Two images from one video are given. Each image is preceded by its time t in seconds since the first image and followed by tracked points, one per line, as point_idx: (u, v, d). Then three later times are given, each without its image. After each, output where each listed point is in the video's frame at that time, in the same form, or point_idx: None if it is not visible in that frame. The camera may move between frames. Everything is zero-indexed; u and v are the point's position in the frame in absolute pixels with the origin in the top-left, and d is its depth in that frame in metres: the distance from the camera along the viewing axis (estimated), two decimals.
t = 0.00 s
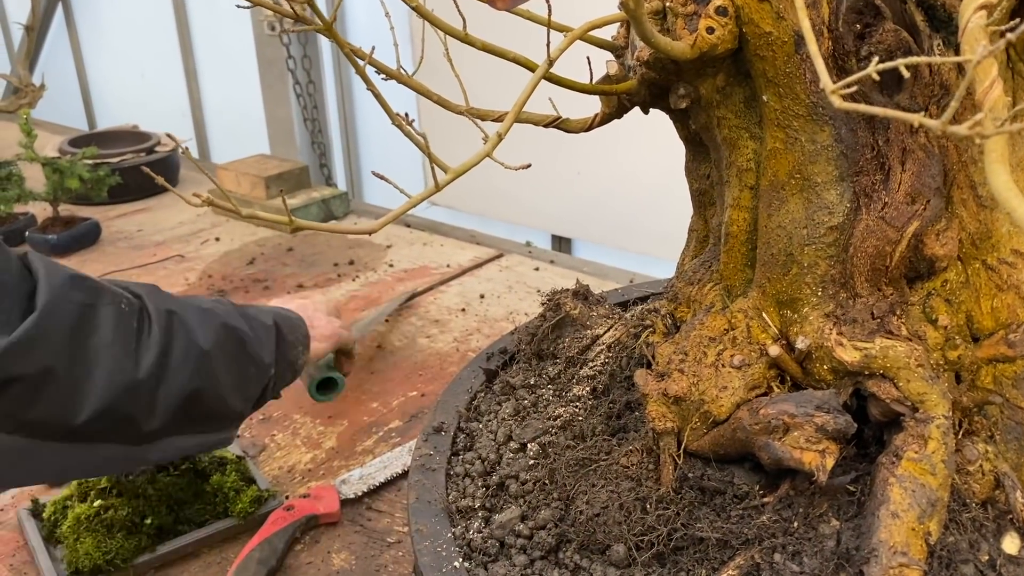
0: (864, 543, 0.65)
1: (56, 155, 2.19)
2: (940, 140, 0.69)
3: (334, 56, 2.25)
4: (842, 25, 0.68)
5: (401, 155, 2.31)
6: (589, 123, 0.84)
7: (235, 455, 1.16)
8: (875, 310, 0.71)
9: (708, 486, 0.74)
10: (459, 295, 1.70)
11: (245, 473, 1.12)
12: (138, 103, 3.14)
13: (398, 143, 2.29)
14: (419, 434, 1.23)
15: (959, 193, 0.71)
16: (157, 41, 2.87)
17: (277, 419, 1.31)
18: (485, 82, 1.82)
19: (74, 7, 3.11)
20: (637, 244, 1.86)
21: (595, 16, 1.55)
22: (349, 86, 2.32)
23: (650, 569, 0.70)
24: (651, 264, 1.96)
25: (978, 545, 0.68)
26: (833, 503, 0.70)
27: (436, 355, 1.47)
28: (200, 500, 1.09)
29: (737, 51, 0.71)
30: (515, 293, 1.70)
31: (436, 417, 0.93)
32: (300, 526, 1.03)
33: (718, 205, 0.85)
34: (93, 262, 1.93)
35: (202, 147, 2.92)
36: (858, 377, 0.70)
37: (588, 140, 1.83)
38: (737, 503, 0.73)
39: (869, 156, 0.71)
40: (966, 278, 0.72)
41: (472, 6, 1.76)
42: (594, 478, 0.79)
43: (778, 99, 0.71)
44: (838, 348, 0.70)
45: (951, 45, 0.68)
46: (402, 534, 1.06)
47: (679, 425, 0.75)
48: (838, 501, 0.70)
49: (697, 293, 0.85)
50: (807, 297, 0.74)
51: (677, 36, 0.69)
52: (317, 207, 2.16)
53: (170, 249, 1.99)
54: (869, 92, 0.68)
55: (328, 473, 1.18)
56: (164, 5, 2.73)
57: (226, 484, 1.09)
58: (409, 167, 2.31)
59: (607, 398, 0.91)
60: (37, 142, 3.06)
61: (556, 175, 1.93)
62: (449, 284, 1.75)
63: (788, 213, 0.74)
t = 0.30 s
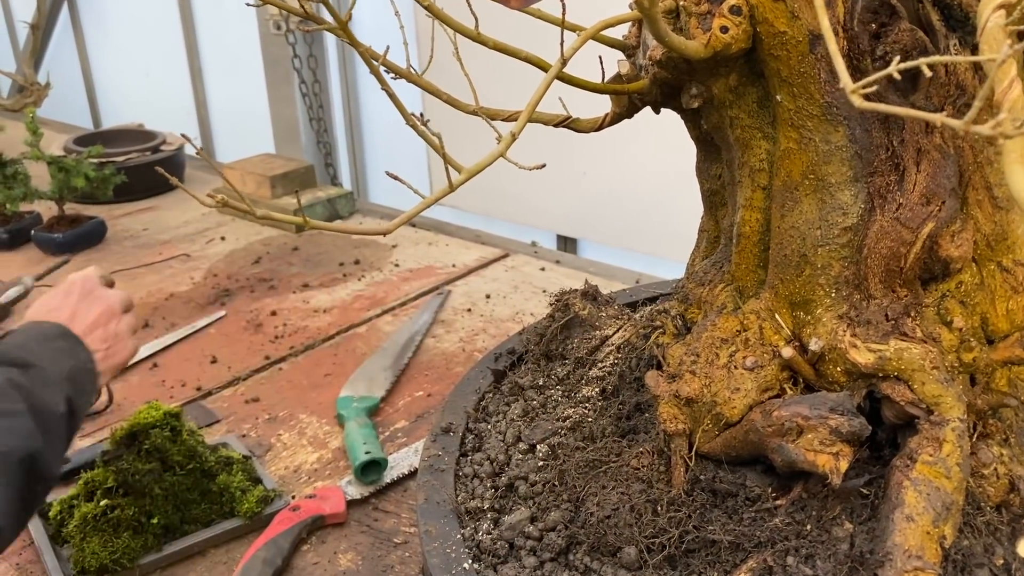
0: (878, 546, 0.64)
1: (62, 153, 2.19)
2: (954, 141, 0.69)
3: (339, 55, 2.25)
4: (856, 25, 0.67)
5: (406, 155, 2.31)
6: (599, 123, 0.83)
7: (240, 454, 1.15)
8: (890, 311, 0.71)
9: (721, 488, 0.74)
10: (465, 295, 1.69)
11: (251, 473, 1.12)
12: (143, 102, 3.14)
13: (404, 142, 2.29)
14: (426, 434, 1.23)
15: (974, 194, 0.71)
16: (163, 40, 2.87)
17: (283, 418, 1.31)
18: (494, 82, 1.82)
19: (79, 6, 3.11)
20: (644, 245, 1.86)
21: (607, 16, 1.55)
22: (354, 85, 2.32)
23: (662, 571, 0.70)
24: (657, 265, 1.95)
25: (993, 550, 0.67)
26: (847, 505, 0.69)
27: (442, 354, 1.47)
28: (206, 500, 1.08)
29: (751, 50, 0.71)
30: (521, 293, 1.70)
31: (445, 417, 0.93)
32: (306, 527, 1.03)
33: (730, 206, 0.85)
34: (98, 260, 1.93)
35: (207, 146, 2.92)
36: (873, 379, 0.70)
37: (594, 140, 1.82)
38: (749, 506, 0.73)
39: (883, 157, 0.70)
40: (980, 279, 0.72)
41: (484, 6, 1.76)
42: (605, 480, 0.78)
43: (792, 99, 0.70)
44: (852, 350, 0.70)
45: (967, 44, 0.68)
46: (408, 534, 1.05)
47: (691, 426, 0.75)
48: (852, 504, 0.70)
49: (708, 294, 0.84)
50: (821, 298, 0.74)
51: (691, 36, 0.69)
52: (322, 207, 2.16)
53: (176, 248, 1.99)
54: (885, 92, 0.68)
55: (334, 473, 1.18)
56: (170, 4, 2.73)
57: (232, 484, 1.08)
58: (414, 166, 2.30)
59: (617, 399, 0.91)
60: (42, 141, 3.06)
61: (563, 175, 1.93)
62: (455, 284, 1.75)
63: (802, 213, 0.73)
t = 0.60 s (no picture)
0: (891, 550, 0.64)
1: (69, 152, 2.20)
2: (969, 142, 0.69)
3: (345, 55, 2.25)
4: (871, 25, 0.67)
5: (412, 154, 2.31)
6: (609, 124, 0.83)
7: (248, 454, 1.15)
8: (902, 314, 0.71)
9: (731, 491, 0.74)
10: (471, 295, 1.69)
11: (258, 472, 1.12)
12: (148, 101, 3.14)
13: (410, 142, 2.28)
14: (432, 435, 1.23)
15: (988, 196, 0.70)
16: (169, 39, 2.87)
17: (289, 418, 1.31)
18: (502, 82, 1.82)
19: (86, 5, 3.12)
20: (651, 245, 1.85)
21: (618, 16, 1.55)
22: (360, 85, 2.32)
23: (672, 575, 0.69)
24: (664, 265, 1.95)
25: (1006, 554, 0.67)
26: (859, 509, 0.69)
27: (448, 355, 1.47)
28: (213, 500, 1.08)
29: (763, 51, 0.70)
30: (527, 294, 1.69)
31: (452, 418, 0.92)
32: (313, 527, 1.02)
33: (741, 207, 0.85)
34: (104, 259, 1.93)
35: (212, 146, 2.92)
36: (886, 382, 0.69)
37: (600, 141, 1.81)
38: (760, 509, 0.72)
39: (896, 158, 0.70)
40: (994, 282, 0.71)
41: (495, 6, 1.76)
42: (614, 482, 0.78)
43: (805, 100, 0.70)
44: (864, 353, 0.69)
45: (982, 46, 0.68)
46: (415, 534, 1.05)
47: (702, 428, 0.75)
48: (864, 507, 0.69)
49: (719, 295, 0.84)
50: (832, 300, 0.73)
51: (703, 36, 0.68)
52: (328, 207, 2.16)
53: (181, 247, 1.99)
54: (899, 94, 0.67)
55: (341, 473, 1.18)
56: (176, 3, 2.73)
57: (239, 484, 1.08)
58: (420, 166, 2.30)
59: (626, 400, 0.91)
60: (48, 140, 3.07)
61: (569, 175, 1.92)
62: (461, 285, 1.75)
63: (814, 215, 0.73)
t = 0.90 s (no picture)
0: (900, 553, 0.63)
1: (73, 151, 2.20)
2: (979, 143, 0.68)
3: (349, 55, 2.25)
4: (880, 25, 0.66)
5: (415, 153, 2.30)
6: (615, 124, 0.82)
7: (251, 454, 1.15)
8: (911, 316, 0.70)
9: (738, 493, 0.73)
10: (475, 295, 1.69)
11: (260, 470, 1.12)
12: (152, 100, 3.15)
13: (414, 142, 2.28)
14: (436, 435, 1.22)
15: (998, 198, 0.70)
16: (172, 37, 2.87)
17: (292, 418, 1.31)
18: (507, 81, 1.82)
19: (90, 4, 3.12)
20: (655, 245, 1.85)
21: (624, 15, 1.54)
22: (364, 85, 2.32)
23: None
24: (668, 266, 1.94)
25: (1016, 558, 0.66)
26: (867, 512, 0.69)
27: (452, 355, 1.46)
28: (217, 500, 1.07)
29: (771, 51, 0.70)
30: (531, 294, 1.69)
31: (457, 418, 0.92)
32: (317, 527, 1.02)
33: (747, 207, 0.84)
34: (108, 259, 1.93)
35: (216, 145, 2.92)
36: (893, 385, 0.69)
37: (604, 141, 1.81)
38: (767, 512, 0.72)
39: (905, 159, 0.70)
40: (1003, 284, 0.71)
41: (500, 6, 1.76)
42: (620, 484, 0.78)
43: (813, 100, 0.69)
44: (873, 355, 0.69)
45: (992, 46, 0.67)
46: (419, 535, 1.05)
47: (708, 431, 0.74)
48: (872, 510, 0.69)
49: (725, 296, 0.84)
50: (840, 302, 0.73)
51: (711, 36, 0.68)
52: (332, 206, 2.15)
53: (185, 246, 1.99)
54: (908, 94, 0.67)
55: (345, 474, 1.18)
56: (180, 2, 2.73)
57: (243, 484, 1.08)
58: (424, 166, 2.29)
59: (631, 402, 0.90)
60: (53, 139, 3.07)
61: (572, 175, 1.92)
62: (465, 285, 1.74)
63: (822, 216, 0.72)
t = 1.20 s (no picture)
0: (901, 555, 0.63)
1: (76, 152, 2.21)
2: (982, 145, 0.68)
3: (352, 56, 2.24)
4: (882, 27, 0.66)
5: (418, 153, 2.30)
6: (618, 124, 0.82)
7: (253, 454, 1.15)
8: (912, 318, 0.70)
9: (739, 495, 0.73)
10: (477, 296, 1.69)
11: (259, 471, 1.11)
12: (155, 100, 3.15)
13: (417, 142, 2.28)
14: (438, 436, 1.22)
15: (1001, 200, 0.70)
16: (175, 37, 2.88)
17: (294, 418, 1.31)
18: (509, 82, 1.82)
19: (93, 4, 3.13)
20: (657, 246, 1.85)
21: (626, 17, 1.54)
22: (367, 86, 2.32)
23: None
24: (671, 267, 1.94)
25: (1017, 560, 0.66)
26: (868, 514, 0.69)
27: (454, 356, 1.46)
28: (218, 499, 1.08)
29: (774, 53, 0.70)
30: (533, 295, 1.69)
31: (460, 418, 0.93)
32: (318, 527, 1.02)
33: (750, 209, 0.84)
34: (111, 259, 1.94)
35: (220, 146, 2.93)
36: (895, 387, 0.69)
37: (606, 142, 1.81)
38: (769, 513, 0.72)
39: (907, 161, 0.70)
40: (1005, 287, 0.70)
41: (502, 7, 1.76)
42: (622, 486, 0.78)
43: (815, 101, 0.69)
44: (874, 357, 0.69)
45: (995, 47, 0.67)
46: (421, 535, 1.05)
47: (709, 432, 0.74)
48: (873, 512, 0.69)
49: (727, 298, 0.84)
50: (843, 303, 0.73)
51: (714, 37, 0.68)
52: (335, 207, 2.15)
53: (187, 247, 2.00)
54: (910, 96, 0.67)
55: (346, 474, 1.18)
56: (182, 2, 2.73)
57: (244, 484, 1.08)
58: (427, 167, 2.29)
59: (633, 403, 0.90)
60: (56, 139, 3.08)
61: (575, 177, 1.92)
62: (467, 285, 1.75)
63: (824, 218, 0.72)
